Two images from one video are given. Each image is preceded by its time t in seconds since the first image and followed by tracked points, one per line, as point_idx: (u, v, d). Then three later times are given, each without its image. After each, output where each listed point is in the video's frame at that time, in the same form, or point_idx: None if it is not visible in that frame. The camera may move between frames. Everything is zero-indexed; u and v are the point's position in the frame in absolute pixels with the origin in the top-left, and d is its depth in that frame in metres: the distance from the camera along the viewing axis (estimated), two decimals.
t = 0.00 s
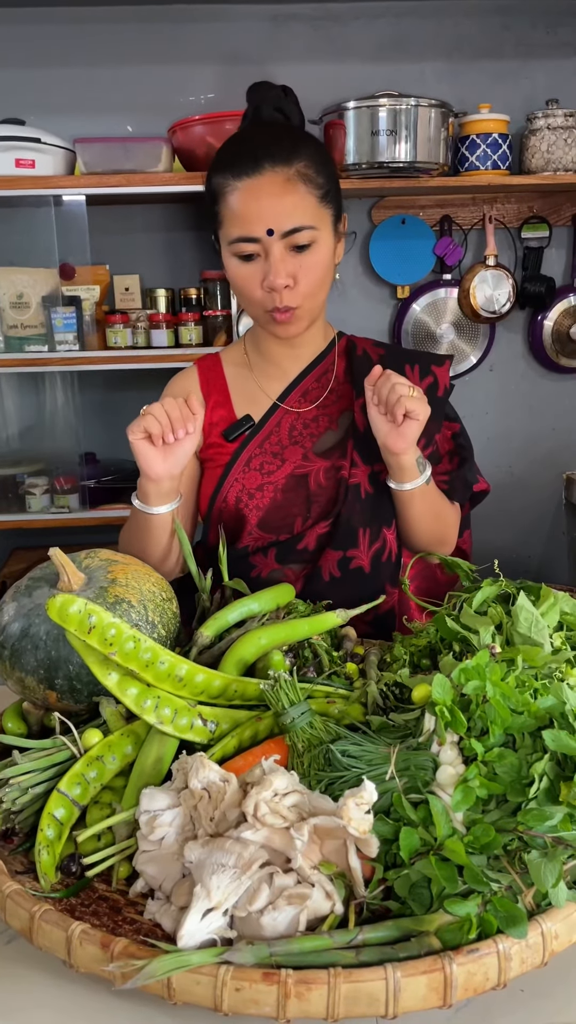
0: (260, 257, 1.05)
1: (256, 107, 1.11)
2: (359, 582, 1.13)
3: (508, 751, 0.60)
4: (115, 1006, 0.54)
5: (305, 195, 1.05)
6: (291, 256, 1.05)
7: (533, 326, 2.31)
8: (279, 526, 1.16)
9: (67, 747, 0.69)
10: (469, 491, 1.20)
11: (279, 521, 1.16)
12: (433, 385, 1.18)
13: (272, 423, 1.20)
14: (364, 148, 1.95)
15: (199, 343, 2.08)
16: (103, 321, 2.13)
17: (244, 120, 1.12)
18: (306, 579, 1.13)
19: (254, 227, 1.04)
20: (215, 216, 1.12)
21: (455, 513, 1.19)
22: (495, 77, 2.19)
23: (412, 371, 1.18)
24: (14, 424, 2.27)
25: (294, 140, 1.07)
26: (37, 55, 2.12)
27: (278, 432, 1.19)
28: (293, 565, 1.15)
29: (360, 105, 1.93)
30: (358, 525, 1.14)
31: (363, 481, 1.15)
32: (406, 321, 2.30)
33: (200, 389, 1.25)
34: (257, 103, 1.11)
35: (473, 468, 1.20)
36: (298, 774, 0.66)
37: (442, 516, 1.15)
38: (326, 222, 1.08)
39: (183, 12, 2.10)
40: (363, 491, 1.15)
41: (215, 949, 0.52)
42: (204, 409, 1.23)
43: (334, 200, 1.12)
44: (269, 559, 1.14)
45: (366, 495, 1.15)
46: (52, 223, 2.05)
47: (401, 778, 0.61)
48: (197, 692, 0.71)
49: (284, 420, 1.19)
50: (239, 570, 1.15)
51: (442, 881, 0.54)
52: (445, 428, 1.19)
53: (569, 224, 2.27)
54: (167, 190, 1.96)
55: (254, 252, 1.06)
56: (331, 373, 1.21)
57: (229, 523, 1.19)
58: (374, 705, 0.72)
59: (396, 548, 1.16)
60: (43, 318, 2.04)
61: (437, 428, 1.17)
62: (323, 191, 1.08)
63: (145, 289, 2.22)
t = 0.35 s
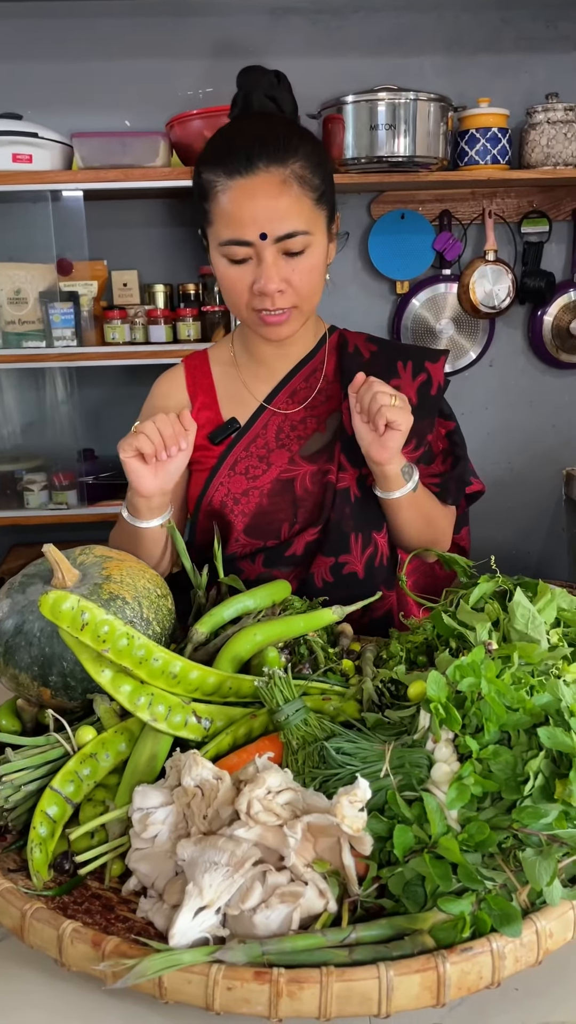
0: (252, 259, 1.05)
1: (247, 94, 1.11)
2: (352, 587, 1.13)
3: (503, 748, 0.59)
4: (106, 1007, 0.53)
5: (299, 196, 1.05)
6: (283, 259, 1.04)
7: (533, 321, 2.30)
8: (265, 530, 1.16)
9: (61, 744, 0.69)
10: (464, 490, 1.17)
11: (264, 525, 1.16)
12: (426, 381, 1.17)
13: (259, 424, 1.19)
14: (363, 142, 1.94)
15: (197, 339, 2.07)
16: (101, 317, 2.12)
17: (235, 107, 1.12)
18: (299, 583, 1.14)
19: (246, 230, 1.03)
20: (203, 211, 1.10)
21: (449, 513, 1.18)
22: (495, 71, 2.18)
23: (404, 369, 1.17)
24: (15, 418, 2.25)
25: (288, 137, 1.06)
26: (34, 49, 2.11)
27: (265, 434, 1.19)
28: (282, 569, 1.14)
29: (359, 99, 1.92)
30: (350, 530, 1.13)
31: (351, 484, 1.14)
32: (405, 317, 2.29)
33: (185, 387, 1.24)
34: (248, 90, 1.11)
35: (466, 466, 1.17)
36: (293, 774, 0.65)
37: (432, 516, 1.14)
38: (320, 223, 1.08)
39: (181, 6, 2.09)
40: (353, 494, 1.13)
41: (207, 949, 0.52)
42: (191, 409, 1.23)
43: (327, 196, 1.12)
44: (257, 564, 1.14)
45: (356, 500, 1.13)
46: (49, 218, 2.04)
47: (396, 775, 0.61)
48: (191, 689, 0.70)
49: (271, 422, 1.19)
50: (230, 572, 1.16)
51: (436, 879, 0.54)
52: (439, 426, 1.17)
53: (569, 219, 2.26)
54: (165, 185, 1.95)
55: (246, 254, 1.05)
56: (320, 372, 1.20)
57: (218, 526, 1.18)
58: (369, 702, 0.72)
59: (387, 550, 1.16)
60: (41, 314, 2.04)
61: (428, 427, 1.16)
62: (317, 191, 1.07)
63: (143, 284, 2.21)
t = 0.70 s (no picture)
0: (242, 227, 1.04)
1: (247, 93, 1.10)
2: (348, 582, 1.12)
3: (501, 748, 0.59)
4: (97, 1010, 0.53)
5: (293, 173, 1.05)
6: (273, 230, 1.04)
7: (535, 315, 2.29)
8: (259, 527, 1.16)
9: (54, 743, 0.68)
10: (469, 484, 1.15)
11: (258, 521, 1.16)
12: (424, 368, 1.15)
13: (250, 420, 1.18)
14: (363, 135, 1.93)
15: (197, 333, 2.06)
16: (100, 312, 2.10)
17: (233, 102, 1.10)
18: (296, 579, 1.13)
19: (238, 195, 1.03)
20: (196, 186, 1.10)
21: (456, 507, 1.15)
22: (497, 63, 2.17)
23: (402, 355, 1.15)
24: (14, 414, 2.24)
25: (286, 117, 1.07)
26: (32, 41, 2.10)
27: (257, 429, 1.18)
28: (279, 566, 1.14)
29: (359, 92, 1.90)
30: (345, 523, 1.11)
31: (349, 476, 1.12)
32: (406, 311, 2.28)
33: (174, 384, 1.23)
34: (247, 89, 1.10)
35: (469, 459, 1.16)
36: (289, 775, 0.64)
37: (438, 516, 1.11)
38: (312, 203, 1.08)
39: None
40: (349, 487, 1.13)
41: (198, 951, 0.51)
42: (183, 403, 1.22)
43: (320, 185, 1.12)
44: (252, 562, 1.14)
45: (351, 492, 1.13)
46: (48, 212, 2.03)
47: (392, 775, 0.60)
48: (186, 687, 0.70)
49: (264, 416, 1.18)
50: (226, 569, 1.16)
51: (431, 881, 0.53)
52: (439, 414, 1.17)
53: (571, 213, 2.24)
54: (164, 178, 1.94)
55: (236, 221, 1.04)
56: (313, 365, 1.19)
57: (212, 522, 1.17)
58: (366, 701, 0.72)
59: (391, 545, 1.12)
60: (39, 308, 2.03)
61: (426, 414, 1.14)
62: (311, 170, 1.07)
63: (142, 279, 2.20)
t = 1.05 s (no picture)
0: (235, 236, 1.02)
1: (259, 85, 1.08)
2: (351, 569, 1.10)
3: (503, 752, 0.57)
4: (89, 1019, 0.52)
5: (282, 174, 1.01)
6: (265, 236, 1.01)
7: (539, 309, 2.27)
8: (263, 509, 1.13)
9: (48, 744, 0.68)
10: (471, 479, 1.16)
11: (262, 503, 1.13)
12: (430, 364, 1.13)
13: (258, 404, 1.17)
14: (366, 126, 1.91)
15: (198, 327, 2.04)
16: (100, 304, 2.09)
17: (245, 91, 1.08)
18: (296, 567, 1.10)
19: (227, 206, 1.01)
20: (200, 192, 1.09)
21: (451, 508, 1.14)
22: (501, 54, 2.14)
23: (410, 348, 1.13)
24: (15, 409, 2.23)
25: (275, 116, 1.03)
26: (32, 32, 2.08)
27: (263, 414, 1.16)
28: (280, 553, 1.11)
29: (362, 83, 1.89)
30: (348, 509, 1.10)
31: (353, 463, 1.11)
32: (409, 305, 2.26)
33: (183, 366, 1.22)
34: (259, 78, 1.07)
35: (471, 457, 1.17)
36: (285, 776, 0.63)
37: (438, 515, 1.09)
38: (307, 201, 1.04)
39: None
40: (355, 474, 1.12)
41: (192, 960, 0.50)
42: (189, 388, 1.21)
43: (323, 178, 1.07)
44: (254, 548, 1.11)
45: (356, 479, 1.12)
46: (48, 205, 2.02)
47: (391, 778, 0.59)
48: (182, 687, 0.68)
49: (270, 402, 1.16)
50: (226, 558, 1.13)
51: (431, 887, 0.52)
52: (444, 413, 1.16)
53: None
54: (165, 170, 1.92)
55: (228, 230, 1.02)
56: (322, 354, 1.17)
57: (216, 507, 1.16)
58: (366, 701, 0.71)
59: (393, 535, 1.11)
60: (40, 302, 2.01)
61: (432, 409, 1.13)
62: (305, 167, 1.03)
63: (143, 272, 2.18)
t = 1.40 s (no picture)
0: (233, 227, 1.00)
1: (266, 72, 1.06)
2: (353, 566, 1.09)
3: (507, 752, 0.56)
4: None
5: (284, 165, 1.00)
6: (263, 228, 1.00)
7: (544, 302, 2.25)
8: (264, 506, 1.12)
9: (45, 742, 0.66)
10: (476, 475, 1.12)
11: (263, 500, 1.12)
12: (436, 357, 1.11)
13: (259, 399, 1.15)
14: (370, 117, 1.89)
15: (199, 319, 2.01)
16: (101, 298, 2.08)
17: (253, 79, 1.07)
18: (297, 563, 1.09)
19: (226, 196, 0.99)
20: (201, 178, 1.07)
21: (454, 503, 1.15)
22: (507, 43, 2.12)
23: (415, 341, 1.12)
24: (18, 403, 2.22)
25: (278, 105, 1.01)
26: (33, 22, 2.06)
27: (265, 409, 1.14)
28: (281, 549, 1.11)
29: (367, 73, 1.87)
30: (349, 507, 1.08)
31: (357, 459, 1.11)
32: (412, 298, 2.24)
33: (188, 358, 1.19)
34: (266, 65, 1.06)
35: (475, 451, 1.13)
36: (284, 774, 0.62)
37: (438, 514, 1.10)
38: (308, 194, 1.02)
39: None
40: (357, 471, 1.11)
41: (189, 966, 0.49)
42: (192, 381, 1.19)
43: (326, 170, 1.06)
44: (254, 543, 1.12)
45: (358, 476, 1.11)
46: (48, 197, 2.00)
47: (393, 780, 0.58)
48: (181, 685, 0.68)
49: (272, 396, 1.15)
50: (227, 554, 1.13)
51: (434, 891, 0.51)
52: (450, 405, 1.14)
53: None
54: (167, 161, 1.91)
55: (225, 220, 1.01)
56: (325, 347, 1.16)
57: (215, 503, 1.15)
58: (367, 700, 0.70)
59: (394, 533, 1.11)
60: (40, 294, 2.00)
61: (437, 403, 1.11)
62: (307, 159, 1.02)
63: (145, 264, 2.17)
